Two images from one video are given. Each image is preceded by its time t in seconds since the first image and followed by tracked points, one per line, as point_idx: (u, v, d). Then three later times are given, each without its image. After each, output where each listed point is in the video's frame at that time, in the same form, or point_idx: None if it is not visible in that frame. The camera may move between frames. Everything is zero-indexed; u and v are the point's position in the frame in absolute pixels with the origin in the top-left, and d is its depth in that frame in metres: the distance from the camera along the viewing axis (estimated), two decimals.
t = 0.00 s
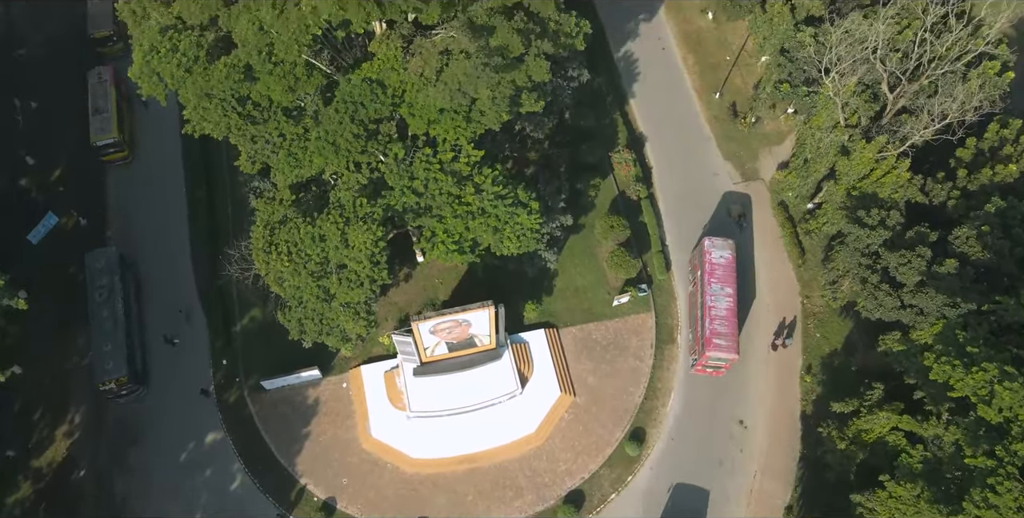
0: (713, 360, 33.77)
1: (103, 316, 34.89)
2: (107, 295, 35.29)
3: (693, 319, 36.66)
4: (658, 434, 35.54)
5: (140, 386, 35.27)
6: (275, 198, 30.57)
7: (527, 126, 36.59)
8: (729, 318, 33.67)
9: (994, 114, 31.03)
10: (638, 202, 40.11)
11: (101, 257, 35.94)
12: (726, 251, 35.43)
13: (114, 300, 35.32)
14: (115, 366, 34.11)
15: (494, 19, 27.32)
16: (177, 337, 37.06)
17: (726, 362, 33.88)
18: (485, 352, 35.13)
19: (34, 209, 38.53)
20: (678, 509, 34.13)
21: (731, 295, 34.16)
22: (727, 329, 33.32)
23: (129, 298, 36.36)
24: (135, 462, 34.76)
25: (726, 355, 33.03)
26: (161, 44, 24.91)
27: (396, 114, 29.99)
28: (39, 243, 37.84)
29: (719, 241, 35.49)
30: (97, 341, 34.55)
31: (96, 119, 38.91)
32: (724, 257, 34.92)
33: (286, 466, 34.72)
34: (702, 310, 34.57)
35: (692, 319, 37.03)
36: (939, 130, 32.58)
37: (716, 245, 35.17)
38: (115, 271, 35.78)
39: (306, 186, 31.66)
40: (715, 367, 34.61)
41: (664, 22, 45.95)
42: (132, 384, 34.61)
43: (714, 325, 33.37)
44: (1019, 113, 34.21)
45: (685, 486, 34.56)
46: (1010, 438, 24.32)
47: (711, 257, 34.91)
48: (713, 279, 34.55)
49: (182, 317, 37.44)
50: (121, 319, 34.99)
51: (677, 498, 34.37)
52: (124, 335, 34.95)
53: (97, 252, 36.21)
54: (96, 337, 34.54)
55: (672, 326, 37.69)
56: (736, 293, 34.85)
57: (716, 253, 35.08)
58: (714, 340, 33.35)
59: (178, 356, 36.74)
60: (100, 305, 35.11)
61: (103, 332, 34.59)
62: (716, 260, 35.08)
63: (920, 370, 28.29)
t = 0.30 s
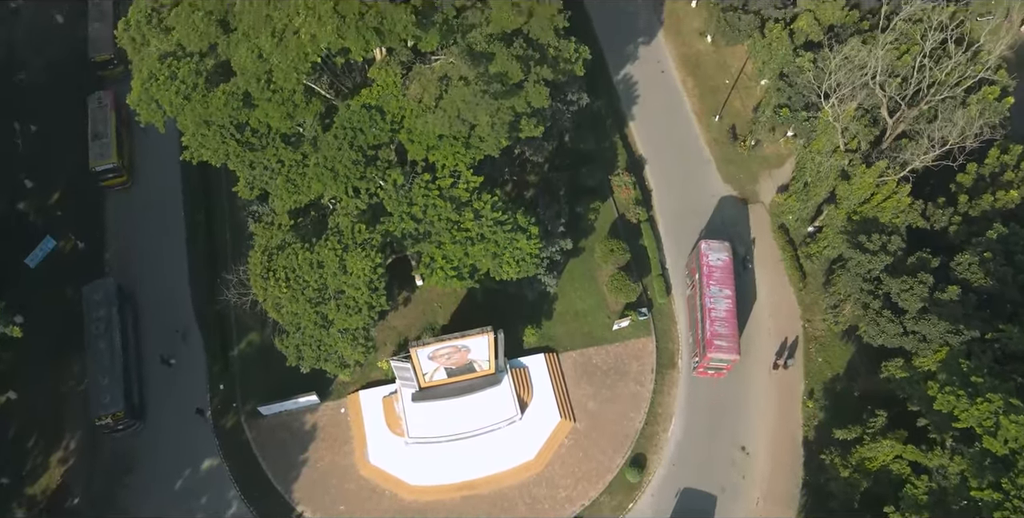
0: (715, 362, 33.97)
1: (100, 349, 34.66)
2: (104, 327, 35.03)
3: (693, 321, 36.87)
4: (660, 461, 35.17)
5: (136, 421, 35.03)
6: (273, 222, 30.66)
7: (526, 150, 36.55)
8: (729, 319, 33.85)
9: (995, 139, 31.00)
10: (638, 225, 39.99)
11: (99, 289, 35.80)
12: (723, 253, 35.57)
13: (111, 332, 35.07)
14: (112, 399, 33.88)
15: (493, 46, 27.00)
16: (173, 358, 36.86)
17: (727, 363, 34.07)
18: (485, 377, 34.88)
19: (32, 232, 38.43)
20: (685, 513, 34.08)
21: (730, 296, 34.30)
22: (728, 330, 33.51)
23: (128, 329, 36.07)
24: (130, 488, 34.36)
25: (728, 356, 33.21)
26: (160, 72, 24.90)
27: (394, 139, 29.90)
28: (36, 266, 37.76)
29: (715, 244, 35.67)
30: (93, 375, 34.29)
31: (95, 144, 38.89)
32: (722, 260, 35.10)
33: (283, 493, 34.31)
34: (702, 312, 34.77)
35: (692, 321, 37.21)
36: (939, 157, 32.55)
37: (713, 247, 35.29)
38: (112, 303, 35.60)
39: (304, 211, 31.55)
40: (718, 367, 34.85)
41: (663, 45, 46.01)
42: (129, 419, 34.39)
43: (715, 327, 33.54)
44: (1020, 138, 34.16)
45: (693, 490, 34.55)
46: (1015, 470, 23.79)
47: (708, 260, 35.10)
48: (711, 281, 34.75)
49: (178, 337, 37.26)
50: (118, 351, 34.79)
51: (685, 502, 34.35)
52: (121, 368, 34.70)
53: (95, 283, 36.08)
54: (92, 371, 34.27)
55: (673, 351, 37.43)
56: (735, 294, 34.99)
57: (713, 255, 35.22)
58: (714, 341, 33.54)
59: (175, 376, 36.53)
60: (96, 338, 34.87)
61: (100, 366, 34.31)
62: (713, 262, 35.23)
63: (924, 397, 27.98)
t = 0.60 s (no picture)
0: (716, 364, 33.79)
1: (97, 386, 34.17)
2: (102, 365, 34.56)
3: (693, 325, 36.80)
4: (661, 489, 34.76)
5: (132, 459, 34.44)
6: (270, 249, 30.46)
7: (526, 176, 36.49)
8: (728, 320, 33.76)
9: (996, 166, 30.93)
10: (638, 250, 39.84)
11: (97, 324, 35.39)
12: (719, 256, 35.74)
13: (109, 370, 34.63)
14: (107, 437, 33.33)
15: (492, 74, 26.91)
16: (170, 379, 36.61)
17: (729, 365, 33.88)
18: (484, 404, 34.52)
19: (29, 257, 38.20)
20: None
21: (729, 298, 34.30)
22: (727, 332, 33.38)
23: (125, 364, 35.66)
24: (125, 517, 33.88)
25: (729, 358, 33.03)
26: (159, 101, 24.85)
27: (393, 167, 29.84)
28: (32, 292, 37.47)
29: (711, 247, 35.81)
30: (89, 413, 33.72)
31: (94, 171, 38.82)
32: (718, 263, 35.17)
33: None
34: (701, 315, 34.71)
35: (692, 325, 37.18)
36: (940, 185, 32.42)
37: (708, 251, 35.53)
38: (110, 339, 35.18)
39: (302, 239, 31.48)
40: (719, 370, 34.73)
41: (663, 70, 46.10)
42: (125, 457, 33.80)
43: (714, 329, 33.45)
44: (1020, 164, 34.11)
45: (701, 494, 34.58)
46: (1023, 505, 23.46)
47: (705, 263, 35.24)
48: (709, 284, 34.77)
49: (175, 356, 37.09)
50: (115, 388, 34.30)
51: (693, 506, 34.40)
52: (117, 405, 34.19)
53: (92, 318, 35.60)
54: (88, 408, 33.72)
55: (674, 377, 37.09)
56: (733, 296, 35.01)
57: (709, 259, 35.41)
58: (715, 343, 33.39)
59: (171, 397, 36.26)
60: (93, 375, 34.37)
61: (97, 403, 33.83)
62: (710, 266, 35.37)
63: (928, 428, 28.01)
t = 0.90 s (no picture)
0: (716, 366, 33.76)
1: (92, 422, 33.61)
2: (98, 400, 34.12)
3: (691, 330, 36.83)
4: None
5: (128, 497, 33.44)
6: (269, 274, 30.14)
7: (526, 201, 36.43)
8: (727, 323, 33.81)
9: (997, 194, 30.84)
10: (638, 274, 39.64)
11: (93, 359, 34.97)
12: (714, 260, 35.84)
13: (105, 406, 34.13)
14: (101, 474, 32.50)
15: (492, 101, 26.76)
16: (165, 401, 36.21)
17: (729, 367, 33.85)
18: (484, 431, 34.41)
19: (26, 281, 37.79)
20: None
21: (726, 301, 34.34)
22: (726, 334, 33.41)
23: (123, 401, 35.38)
24: None
25: (729, 360, 33.01)
26: (157, 129, 24.75)
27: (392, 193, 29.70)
28: (30, 317, 37.11)
29: (706, 251, 35.99)
30: (82, 451, 33.01)
31: (94, 199, 38.36)
32: (714, 266, 35.32)
33: None
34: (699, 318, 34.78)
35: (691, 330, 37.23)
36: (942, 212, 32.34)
37: (704, 255, 35.64)
38: (106, 374, 34.74)
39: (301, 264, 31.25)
40: (720, 372, 34.74)
41: (663, 94, 46.14)
42: (121, 496, 32.95)
43: (713, 331, 33.47)
44: (1020, 191, 34.05)
45: (708, 499, 34.54)
46: None
47: (700, 267, 35.34)
48: (706, 288, 34.89)
49: (171, 378, 36.75)
50: (111, 424, 33.71)
51: (702, 512, 34.33)
52: (112, 442, 33.45)
53: (88, 353, 35.22)
54: (83, 445, 33.08)
55: (675, 403, 36.70)
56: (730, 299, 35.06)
57: (705, 262, 35.51)
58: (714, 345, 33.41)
59: (167, 420, 35.83)
60: (88, 411, 33.87)
61: (92, 439, 33.21)
62: (706, 269, 35.47)
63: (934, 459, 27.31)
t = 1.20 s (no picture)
0: (716, 369, 33.79)
1: (88, 460, 34.46)
2: (93, 436, 34.94)
3: (688, 333, 36.84)
4: None
5: None
6: (267, 299, 29.83)
7: (526, 226, 36.30)
8: (724, 325, 33.83)
9: (1001, 221, 30.60)
10: (639, 298, 39.39)
11: (89, 395, 36.00)
12: (709, 263, 35.93)
13: (100, 441, 34.86)
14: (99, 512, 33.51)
15: (492, 127, 26.38)
16: (160, 423, 35.94)
17: (728, 368, 33.90)
18: (483, 458, 33.80)
19: (23, 306, 37.49)
20: None
21: (723, 304, 34.38)
22: (724, 336, 33.41)
23: (120, 436, 35.44)
24: None
25: (728, 362, 33.05)
26: (156, 156, 24.60)
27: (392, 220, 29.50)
28: (26, 342, 36.67)
29: (701, 255, 36.03)
30: (77, 489, 33.89)
31: (93, 225, 38.10)
32: (709, 270, 35.37)
33: None
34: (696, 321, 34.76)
35: (688, 333, 37.22)
36: (946, 240, 32.01)
37: (699, 259, 35.68)
38: (101, 411, 35.58)
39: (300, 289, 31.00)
40: (718, 374, 34.79)
41: (663, 117, 46.18)
42: None
43: (711, 334, 33.47)
44: None
45: (716, 504, 34.61)
46: None
47: (696, 271, 35.36)
48: (702, 291, 34.91)
49: (168, 397, 36.56)
50: (106, 459, 34.46)
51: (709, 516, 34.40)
52: (108, 477, 34.26)
53: (85, 389, 36.23)
54: (79, 483, 34.02)
55: (676, 430, 36.27)
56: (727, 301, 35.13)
57: (700, 266, 35.55)
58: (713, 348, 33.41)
59: (161, 441, 35.54)
60: (84, 447, 34.71)
61: (88, 477, 34.13)
62: (701, 273, 35.52)
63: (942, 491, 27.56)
